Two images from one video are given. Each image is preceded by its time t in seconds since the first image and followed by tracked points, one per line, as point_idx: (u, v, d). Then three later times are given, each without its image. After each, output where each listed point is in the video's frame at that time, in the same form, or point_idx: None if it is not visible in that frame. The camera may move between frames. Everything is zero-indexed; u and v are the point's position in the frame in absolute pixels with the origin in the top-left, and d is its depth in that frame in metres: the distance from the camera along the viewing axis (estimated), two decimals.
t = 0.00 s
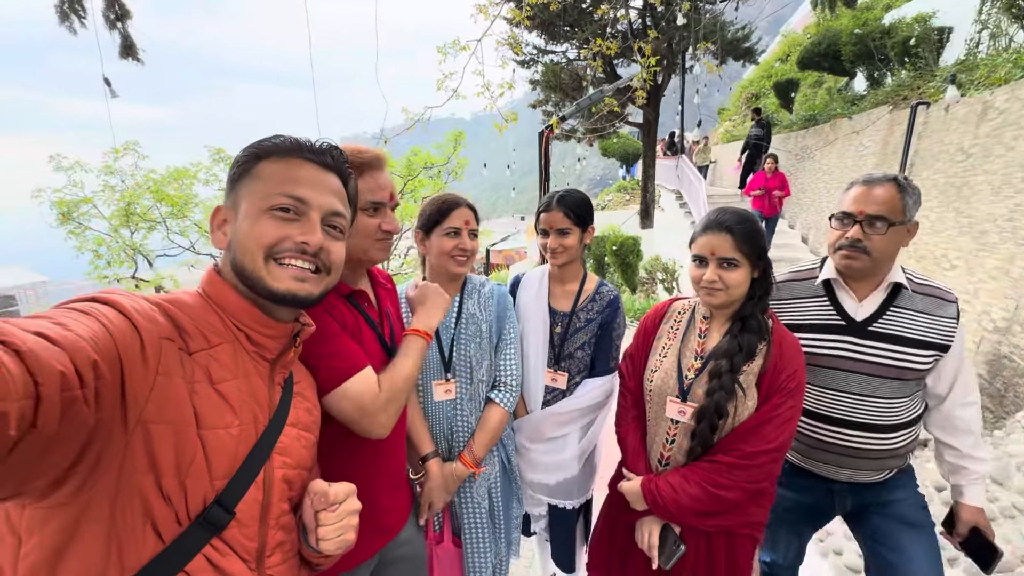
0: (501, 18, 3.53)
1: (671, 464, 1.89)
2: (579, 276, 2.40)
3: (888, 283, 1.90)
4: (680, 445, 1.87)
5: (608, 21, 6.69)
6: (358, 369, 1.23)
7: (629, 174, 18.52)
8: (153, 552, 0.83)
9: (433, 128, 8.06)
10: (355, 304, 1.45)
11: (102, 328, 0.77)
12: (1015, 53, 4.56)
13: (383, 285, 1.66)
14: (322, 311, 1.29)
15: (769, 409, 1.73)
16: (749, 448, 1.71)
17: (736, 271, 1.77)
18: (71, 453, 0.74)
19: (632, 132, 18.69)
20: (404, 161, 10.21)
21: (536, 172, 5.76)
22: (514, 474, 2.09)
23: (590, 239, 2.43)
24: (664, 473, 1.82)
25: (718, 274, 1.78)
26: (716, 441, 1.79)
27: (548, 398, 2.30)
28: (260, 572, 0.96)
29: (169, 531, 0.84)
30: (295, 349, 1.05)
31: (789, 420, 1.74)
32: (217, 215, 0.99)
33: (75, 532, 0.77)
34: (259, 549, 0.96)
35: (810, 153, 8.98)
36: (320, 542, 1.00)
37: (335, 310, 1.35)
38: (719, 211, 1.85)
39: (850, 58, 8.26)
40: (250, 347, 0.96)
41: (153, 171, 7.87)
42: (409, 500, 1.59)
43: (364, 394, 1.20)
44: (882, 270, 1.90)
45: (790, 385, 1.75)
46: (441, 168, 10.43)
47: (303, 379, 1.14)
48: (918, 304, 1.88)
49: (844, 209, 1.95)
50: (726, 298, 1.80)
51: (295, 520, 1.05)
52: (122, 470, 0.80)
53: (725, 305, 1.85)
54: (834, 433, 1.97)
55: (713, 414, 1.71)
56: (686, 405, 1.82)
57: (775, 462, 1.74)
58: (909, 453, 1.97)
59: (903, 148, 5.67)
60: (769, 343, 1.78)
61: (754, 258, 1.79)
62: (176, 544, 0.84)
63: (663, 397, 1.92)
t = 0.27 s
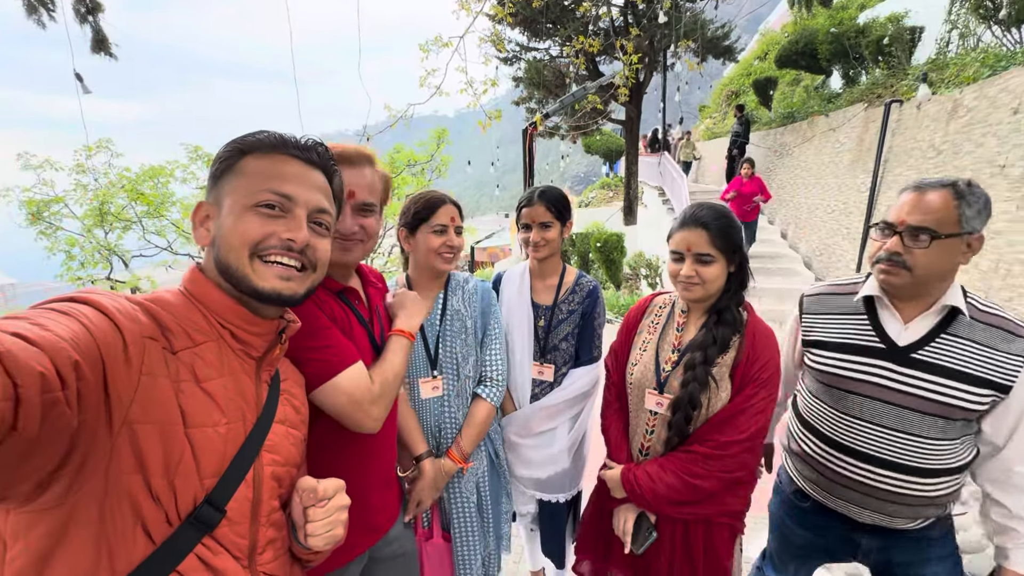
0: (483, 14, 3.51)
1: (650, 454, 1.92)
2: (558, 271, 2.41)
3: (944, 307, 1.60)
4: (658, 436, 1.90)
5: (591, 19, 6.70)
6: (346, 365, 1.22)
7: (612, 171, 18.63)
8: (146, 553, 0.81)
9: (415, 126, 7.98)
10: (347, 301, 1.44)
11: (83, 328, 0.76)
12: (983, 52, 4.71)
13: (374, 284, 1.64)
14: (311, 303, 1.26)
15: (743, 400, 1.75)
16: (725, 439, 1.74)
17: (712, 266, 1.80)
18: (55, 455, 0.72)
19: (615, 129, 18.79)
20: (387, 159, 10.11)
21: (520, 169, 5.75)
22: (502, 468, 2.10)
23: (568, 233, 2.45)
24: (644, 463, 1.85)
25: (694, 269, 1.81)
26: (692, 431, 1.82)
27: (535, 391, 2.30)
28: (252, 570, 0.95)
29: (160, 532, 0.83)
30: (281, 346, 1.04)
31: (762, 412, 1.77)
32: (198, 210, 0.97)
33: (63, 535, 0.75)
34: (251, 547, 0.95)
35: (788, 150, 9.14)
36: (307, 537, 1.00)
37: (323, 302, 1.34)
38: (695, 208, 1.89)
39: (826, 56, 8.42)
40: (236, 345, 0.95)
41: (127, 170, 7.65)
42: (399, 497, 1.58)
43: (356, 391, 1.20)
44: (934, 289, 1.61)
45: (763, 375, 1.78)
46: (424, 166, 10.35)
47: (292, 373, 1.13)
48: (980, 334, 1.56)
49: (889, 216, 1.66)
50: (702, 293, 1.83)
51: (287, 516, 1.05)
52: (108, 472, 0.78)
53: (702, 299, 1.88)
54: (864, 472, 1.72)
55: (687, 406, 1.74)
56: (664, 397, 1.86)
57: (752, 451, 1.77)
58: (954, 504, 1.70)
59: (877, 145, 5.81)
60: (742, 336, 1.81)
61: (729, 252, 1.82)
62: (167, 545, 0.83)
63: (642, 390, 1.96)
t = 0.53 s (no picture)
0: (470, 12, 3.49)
1: (633, 445, 1.95)
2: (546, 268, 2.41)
3: None
4: (640, 427, 1.93)
5: (578, 17, 6.70)
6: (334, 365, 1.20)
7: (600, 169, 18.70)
8: (125, 560, 0.80)
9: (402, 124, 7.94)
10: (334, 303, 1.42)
11: (55, 333, 0.74)
12: (961, 52, 4.80)
13: (365, 284, 1.63)
14: (294, 301, 1.24)
15: (719, 392, 1.78)
16: (700, 430, 1.77)
17: (694, 260, 1.84)
18: (29, 462, 0.70)
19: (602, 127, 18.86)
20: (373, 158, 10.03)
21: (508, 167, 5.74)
22: (489, 464, 2.10)
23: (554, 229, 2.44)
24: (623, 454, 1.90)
25: (676, 263, 1.85)
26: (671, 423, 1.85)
27: (525, 387, 2.29)
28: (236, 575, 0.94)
29: (140, 539, 0.81)
30: (263, 348, 1.02)
31: (740, 404, 1.78)
32: (172, 209, 0.94)
33: (38, 546, 0.72)
34: (235, 552, 0.94)
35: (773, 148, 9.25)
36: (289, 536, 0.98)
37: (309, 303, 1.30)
38: (678, 204, 1.93)
39: (810, 55, 8.52)
40: (216, 347, 0.93)
41: (107, 169, 7.53)
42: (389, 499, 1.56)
43: (346, 393, 1.19)
44: None
45: (739, 369, 1.79)
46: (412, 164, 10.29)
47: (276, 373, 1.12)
48: None
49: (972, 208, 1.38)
50: (684, 286, 1.87)
51: (271, 520, 1.03)
52: (84, 480, 0.77)
53: (684, 293, 1.91)
54: (958, 518, 1.38)
55: (664, 398, 1.78)
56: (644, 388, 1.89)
57: (734, 443, 1.79)
58: None
59: (859, 143, 5.90)
60: (719, 330, 1.83)
61: (711, 248, 1.85)
62: (147, 553, 0.81)
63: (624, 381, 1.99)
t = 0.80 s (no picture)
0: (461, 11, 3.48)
1: (623, 440, 1.97)
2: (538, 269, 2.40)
3: None
4: (630, 423, 1.94)
5: (569, 16, 6.71)
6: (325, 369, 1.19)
7: (593, 168, 18.76)
8: (110, 569, 0.79)
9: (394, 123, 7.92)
10: (324, 305, 1.40)
11: (32, 338, 0.73)
12: (948, 53, 4.86)
13: (356, 286, 1.61)
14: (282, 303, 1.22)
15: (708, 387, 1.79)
16: (687, 423, 1.78)
17: (683, 258, 1.86)
18: (7, 470, 0.69)
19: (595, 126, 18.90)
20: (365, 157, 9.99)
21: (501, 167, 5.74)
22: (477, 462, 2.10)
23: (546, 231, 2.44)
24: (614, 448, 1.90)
25: (665, 261, 1.87)
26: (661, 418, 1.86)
27: (513, 387, 2.30)
28: None
29: (126, 547, 0.80)
30: (250, 349, 1.02)
31: (727, 399, 1.79)
32: (178, 213, 0.88)
33: (18, 556, 0.71)
34: (225, 556, 0.93)
35: (764, 147, 9.32)
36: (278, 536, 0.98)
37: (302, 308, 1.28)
38: (667, 202, 1.94)
39: (800, 55, 8.59)
40: (200, 350, 0.92)
41: (95, 169, 7.46)
42: (380, 500, 1.56)
43: (334, 398, 1.18)
44: None
45: (725, 363, 1.81)
46: (404, 163, 10.29)
47: (263, 375, 1.11)
48: None
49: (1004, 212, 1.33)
50: (673, 284, 1.89)
51: (260, 524, 1.02)
52: (66, 488, 0.75)
53: (673, 291, 1.94)
54: (992, 559, 1.29)
55: (654, 394, 1.79)
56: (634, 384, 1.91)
57: (722, 437, 1.80)
58: None
59: (849, 142, 5.95)
60: (707, 326, 1.85)
61: (699, 246, 1.87)
62: (133, 561, 0.80)
63: (615, 377, 2.00)
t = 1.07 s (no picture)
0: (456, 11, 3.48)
1: (618, 438, 1.97)
2: (526, 269, 2.40)
3: None
4: (625, 420, 1.94)
5: (566, 16, 6.71)
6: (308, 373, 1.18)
7: (590, 168, 18.78)
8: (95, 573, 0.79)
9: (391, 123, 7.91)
10: (313, 307, 1.39)
11: (10, 345, 0.70)
12: (943, 53, 4.89)
13: (344, 287, 1.60)
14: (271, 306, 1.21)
15: (701, 382, 1.80)
16: (681, 419, 1.78)
17: (674, 256, 1.87)
18: None
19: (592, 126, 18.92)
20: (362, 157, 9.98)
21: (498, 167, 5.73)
22: (468, 461, 2.10)
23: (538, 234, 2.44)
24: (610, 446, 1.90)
25: (656, 258, 1.88)
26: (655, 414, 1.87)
27: (502, 386, 2.32)
28: None
29: (110, 552, 0.80)
30: (233, 349, 1.00)
31: (719, 393, 1.79)
32: (184, 218, 0.87)
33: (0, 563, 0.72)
34: (212, 558, 0.93)
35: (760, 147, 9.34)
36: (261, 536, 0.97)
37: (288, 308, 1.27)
38: (657, 201, 1.95)
39: (796, 56, 8.61)
40: (183, 352, 0.91)
41: (89, 169, 7.43)
42: (374, 501, 1.55)
43: (316, 407, 1.15)
44: None
45: (717, 358, 1.81)
46: (401, 163, 10.28)
47: (244, 373, 1.10)
48: None
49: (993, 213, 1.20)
50: (664, 281, 1.90)
51: (246, 523, 1.01)
52: (47, 495, 0.75)
53: (664, 289, 1.95)
54: None
55: (648, 391, 1.80)
56: (628, 381, 1.91)
57: (715, 432, 1.80)
58: None
59: (844, 143, 5.97)
60: (699, 322, 1.86)
61: (689, 243, 1.89)
62: (120, 565, 0.80)
63: (610, 375, 2.01)
